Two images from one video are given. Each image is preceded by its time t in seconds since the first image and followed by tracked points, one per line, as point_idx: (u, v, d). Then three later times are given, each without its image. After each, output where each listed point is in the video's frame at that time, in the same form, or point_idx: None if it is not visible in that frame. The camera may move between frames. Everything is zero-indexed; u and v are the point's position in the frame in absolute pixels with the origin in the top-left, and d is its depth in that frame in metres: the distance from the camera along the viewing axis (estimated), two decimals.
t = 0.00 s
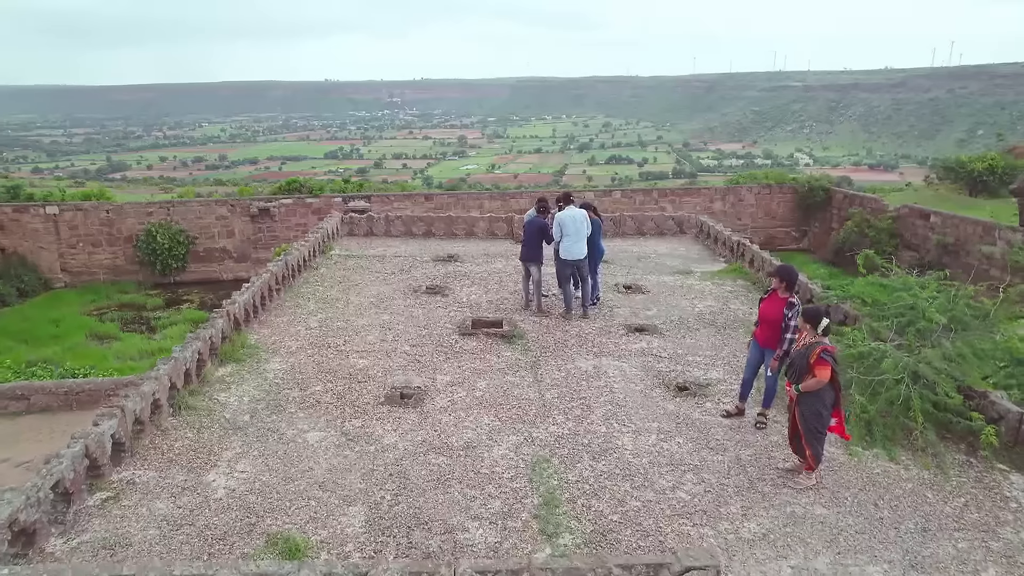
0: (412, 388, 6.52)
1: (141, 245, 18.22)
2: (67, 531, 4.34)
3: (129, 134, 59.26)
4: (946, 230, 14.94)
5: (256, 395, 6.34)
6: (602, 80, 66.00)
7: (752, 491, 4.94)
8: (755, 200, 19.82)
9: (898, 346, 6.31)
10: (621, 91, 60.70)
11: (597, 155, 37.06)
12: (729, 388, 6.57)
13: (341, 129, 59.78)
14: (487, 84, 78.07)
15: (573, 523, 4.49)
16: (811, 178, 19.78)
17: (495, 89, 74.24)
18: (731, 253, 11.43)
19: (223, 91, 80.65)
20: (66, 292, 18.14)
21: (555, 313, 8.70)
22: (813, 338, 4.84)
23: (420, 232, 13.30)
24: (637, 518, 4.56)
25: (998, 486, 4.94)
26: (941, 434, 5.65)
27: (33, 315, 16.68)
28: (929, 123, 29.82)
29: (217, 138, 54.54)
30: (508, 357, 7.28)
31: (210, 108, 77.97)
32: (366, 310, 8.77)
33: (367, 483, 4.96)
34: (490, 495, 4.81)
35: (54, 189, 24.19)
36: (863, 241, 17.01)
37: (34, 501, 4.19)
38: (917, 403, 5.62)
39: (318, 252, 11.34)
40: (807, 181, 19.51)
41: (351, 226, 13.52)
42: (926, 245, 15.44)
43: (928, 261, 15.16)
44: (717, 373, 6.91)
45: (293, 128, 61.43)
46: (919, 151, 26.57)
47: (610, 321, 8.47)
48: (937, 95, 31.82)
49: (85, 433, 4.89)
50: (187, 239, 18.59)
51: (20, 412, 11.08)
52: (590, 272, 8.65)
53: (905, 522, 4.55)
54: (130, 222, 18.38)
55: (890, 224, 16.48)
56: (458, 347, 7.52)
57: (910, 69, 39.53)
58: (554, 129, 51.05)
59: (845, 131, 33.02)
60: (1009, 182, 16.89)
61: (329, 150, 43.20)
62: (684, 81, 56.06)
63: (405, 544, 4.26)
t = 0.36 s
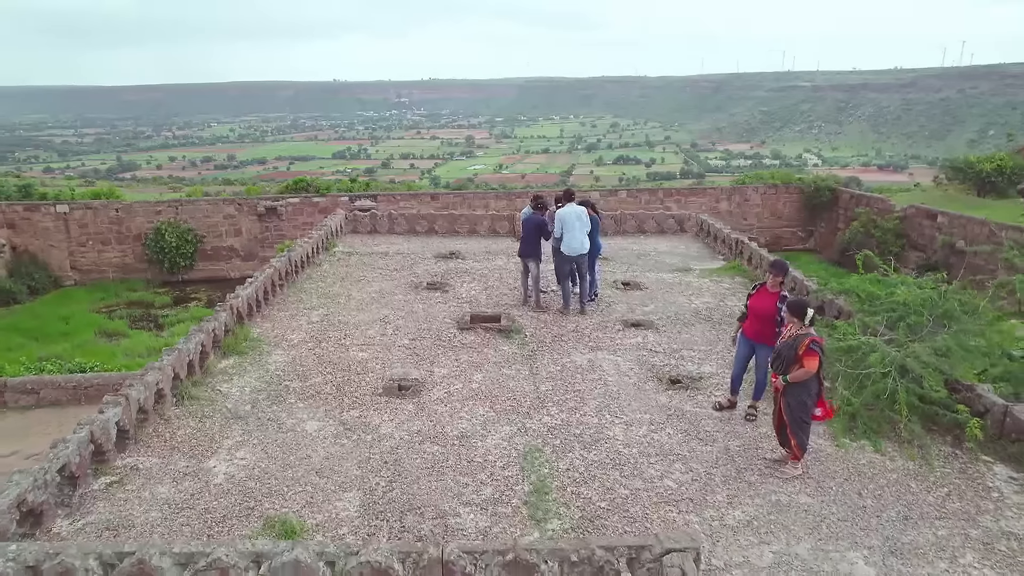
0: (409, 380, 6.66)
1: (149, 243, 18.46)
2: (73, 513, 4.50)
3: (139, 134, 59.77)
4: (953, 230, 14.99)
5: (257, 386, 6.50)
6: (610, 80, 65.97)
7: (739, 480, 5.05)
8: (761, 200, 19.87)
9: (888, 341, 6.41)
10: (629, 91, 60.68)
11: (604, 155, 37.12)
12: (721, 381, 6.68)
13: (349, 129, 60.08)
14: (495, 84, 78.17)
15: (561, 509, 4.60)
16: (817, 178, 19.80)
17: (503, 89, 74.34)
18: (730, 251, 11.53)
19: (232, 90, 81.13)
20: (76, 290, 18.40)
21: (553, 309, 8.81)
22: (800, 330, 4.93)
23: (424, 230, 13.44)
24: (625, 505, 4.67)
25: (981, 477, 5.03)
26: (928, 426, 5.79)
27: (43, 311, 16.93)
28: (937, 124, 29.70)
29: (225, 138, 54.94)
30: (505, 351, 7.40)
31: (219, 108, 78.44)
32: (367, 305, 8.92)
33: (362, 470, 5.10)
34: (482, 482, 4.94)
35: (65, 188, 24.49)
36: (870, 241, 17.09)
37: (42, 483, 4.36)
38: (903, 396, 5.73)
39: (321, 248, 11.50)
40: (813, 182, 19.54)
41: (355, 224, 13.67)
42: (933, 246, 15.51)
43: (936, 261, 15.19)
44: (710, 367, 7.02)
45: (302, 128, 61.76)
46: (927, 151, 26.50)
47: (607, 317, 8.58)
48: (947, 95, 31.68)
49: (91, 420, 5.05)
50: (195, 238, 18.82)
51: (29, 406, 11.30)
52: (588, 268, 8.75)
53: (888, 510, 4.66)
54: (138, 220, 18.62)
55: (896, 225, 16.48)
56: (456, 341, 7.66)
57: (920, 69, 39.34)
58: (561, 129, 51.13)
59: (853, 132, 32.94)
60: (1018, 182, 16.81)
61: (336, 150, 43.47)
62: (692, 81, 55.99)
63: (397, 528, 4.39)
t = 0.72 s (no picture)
0: (406, 375, 6.78)
1: (156, 242, 18.66)
2: (74, 501, 4.63)
3: (147, 134, 60.22)
4: (958, 231, 15.07)
5: (256, 380, 6.64)
6: (618, 81, 65.97)
7: (726, 473, 5.13)
8: (765, 201, 19.90)
9: (878, 338, 6.49)
10: (635, 91, 60.67)
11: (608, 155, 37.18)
12: (711, 377, 6.78)
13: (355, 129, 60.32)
14: (502, 84, 78.23)
15: (549, 500, 4.70)
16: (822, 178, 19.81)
17: (510, 89, 74.42)
18: (728, 249, 11.61)
19: (240, 91, 81.54)
20: (83, 288, 18.62)
21: (550, 306, 8.91)
22: (790, 323, 5.03)
23: (426, 229, 13.56)
24: (612, 496, 4.77)
25: (964, 471, 5.11)
26: (915, 421, 5.91)
27: (51, 309, 17.16)
28: (944, 125, 29.60)
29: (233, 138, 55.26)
30: (500, 347, 7.51)
31: (226, 108, 78.87)
32: (367, 302, 9.06)
33: (357, 461, 5.22)
34: (473, 474, 5.04)
35: (73, 188, 24.73)
36: (875, 242, 17.09)
37: (44, 471, 4.49)
38: (891, 392, 5.77)
39: (323, 247, 11.63)
40: (818, 182, 19.54)
41: (358, 222, 13.80)
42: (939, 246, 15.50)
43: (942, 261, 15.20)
44: (702, 364, 7.10)
45: (309, 128, 62.07)
46: (932, 152, 26.43)
47: (603, 314, 8.68)
48: (954, 96, 31.53)
49: (92, 411, 5.18)
50: (201, 237, 19.02)
51: (37, 401, 11.50)
52: (585, 267, 8.83)
53: (870, 503, 4.75)
54: (145, 220, 18.82)
55: (900, 225, 16.49)
56: (453, 337, 7.78)
57: (929, 70, 39.20)
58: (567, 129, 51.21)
59: (860, 132, 32.88)
60: None
61: (343, 150, 43.69)
62: (699, 81, 55.94)
63: (389, 517, 4.50)
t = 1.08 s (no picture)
0: (402, 371, 6.87)
1: (160, 241, 18.80)
2: (73, 492, 4.73)
3: (153, 134, 60.54)
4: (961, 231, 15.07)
5: (254, 376, 6.75)
6: (623, 81, 65.96)
7: (714, 467, 5.19)
8: (768, 201, 19.93)
9: (869, 335, 6.55)
10: (640, 91, 60.65)
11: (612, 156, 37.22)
12: (704, 374, 6.84)
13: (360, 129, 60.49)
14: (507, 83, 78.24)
15: (538, 493, 4.79)
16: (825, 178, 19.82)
17: (515, 89, 74.47)
18: (726, 248, 11.66)
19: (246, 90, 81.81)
20: (88, 287, 18.78)
21: (547, 304, 8.98)
22: (778, 320, 5.09)
23: (426, 227, 13.66)
24: (601, 490, 4.85)
25: (950, 467, 5.16)
26: (903, 418, 5.94)
27: (56, 308, 17.31)
28: (949, 125, 29.49)
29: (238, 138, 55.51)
30: (496, 344, 7.59)
31: (232, 109, 79.17)
32: (366, 300, 9.15)
33: (351, 455, 5.31)
34: (464, 467, 5.13)
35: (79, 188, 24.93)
36: (878, 241, 17.10)
37: (44, 462, 4.59)
38: (880, 388, 5.84)
39: (322, 245, 11.74)
40: (821, 182, 19.56)
41: (359, 221, 13.89)
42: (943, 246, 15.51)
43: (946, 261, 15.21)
44: (695, 361, 7.17)
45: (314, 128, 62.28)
46: (937, 152, 26.35)
47: (599, 312, 8.75)
48: (961, 95, 31.38)
49: (92, 405, 5.28)
50: (205, 237, 19.17)
51: (41, 398, 11.63)
52: (583, 265, 8.89)
53: (855, 497, 4.81)
54: (150, 219, 18.97)
55: (904, 225, 16.49)
56: (450, 335, 7.86)
57: (935, 69, 39.08)
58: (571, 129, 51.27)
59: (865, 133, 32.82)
60: None
61: (347, 150, 43.86)
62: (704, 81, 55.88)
63: (380, 509, 4.59)
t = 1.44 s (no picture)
0: (397, 368, 6.91)
1: (160, 241, 18.86)
2: (69, 488, 4.78)
3: (155, 134, 60.65)
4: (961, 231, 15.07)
5: (250, 373, 6.81)
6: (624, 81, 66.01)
7: (704, 464, 5.22)
8: (768, 201, 19.96)
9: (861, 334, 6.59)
10: (642, 91, 60.68)
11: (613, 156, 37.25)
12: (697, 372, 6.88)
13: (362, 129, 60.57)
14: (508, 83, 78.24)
15: (529, 489, 4.83)
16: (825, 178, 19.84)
17: (517, 89, 74.51)
18: (722, 247, 11.69)
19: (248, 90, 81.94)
20: (90, 286, 18.85)
21: (543, 303, 9.01)
22: (768, 319, 5.08)
23: (425, 227, 13.71)
24: (591, 485, 4.89)
25: (939, 463, 5.19)
26: (894, 415, 5.96)
27: (57, 307, 17.39)
28: (950, 125, 29.43)
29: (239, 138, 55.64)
30: (491, 343, 7.63)
31: (234, 109, 79.29)
32: (362, 299, 9.20)
33: (344, 451, 5.37)
34: (456, 463, 5.18)
35: (81, 188, 25.02)
36: (878, 241, 17.11)
37: (40, 458, 4.64)
38: (870, 385, 5.87)
39: (321, 244, 11.82)
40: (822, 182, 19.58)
41: (357, 221, 13.95)
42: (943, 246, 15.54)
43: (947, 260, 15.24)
44: (688, 359, 7.21)
45: (315, 128, 62.31)
46: (938, 153, 26.32)
47: (594, 311, 8.80)
48: (963, 95, 31.26)
49: (89, 401, 5.33)
50: (206, 237, 19.24)
51: (41, 396, 11.71)
52: (579, 263, 8.90)
53: (843, 493, 4.84)
54: (151, 219, 19.05)
55: (904, 225, 16.49)
56: (445, 333, 7.91)
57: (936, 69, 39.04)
58: (572, 129, 51.29)
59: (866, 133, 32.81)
60: None
61: (348, 150, 43.96)
62: (706, 81, 55.88)
63: (372, 504, 4.64)
